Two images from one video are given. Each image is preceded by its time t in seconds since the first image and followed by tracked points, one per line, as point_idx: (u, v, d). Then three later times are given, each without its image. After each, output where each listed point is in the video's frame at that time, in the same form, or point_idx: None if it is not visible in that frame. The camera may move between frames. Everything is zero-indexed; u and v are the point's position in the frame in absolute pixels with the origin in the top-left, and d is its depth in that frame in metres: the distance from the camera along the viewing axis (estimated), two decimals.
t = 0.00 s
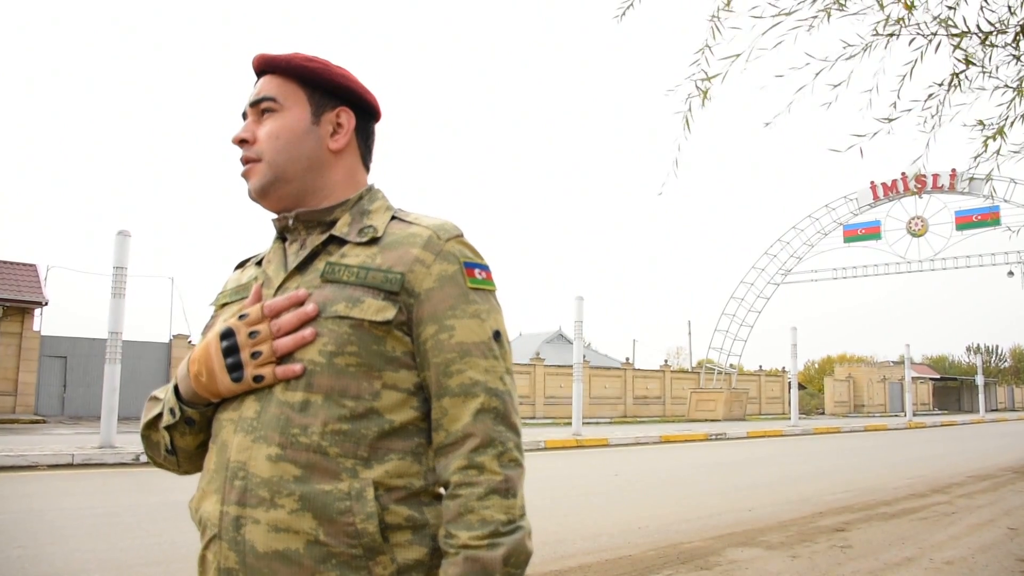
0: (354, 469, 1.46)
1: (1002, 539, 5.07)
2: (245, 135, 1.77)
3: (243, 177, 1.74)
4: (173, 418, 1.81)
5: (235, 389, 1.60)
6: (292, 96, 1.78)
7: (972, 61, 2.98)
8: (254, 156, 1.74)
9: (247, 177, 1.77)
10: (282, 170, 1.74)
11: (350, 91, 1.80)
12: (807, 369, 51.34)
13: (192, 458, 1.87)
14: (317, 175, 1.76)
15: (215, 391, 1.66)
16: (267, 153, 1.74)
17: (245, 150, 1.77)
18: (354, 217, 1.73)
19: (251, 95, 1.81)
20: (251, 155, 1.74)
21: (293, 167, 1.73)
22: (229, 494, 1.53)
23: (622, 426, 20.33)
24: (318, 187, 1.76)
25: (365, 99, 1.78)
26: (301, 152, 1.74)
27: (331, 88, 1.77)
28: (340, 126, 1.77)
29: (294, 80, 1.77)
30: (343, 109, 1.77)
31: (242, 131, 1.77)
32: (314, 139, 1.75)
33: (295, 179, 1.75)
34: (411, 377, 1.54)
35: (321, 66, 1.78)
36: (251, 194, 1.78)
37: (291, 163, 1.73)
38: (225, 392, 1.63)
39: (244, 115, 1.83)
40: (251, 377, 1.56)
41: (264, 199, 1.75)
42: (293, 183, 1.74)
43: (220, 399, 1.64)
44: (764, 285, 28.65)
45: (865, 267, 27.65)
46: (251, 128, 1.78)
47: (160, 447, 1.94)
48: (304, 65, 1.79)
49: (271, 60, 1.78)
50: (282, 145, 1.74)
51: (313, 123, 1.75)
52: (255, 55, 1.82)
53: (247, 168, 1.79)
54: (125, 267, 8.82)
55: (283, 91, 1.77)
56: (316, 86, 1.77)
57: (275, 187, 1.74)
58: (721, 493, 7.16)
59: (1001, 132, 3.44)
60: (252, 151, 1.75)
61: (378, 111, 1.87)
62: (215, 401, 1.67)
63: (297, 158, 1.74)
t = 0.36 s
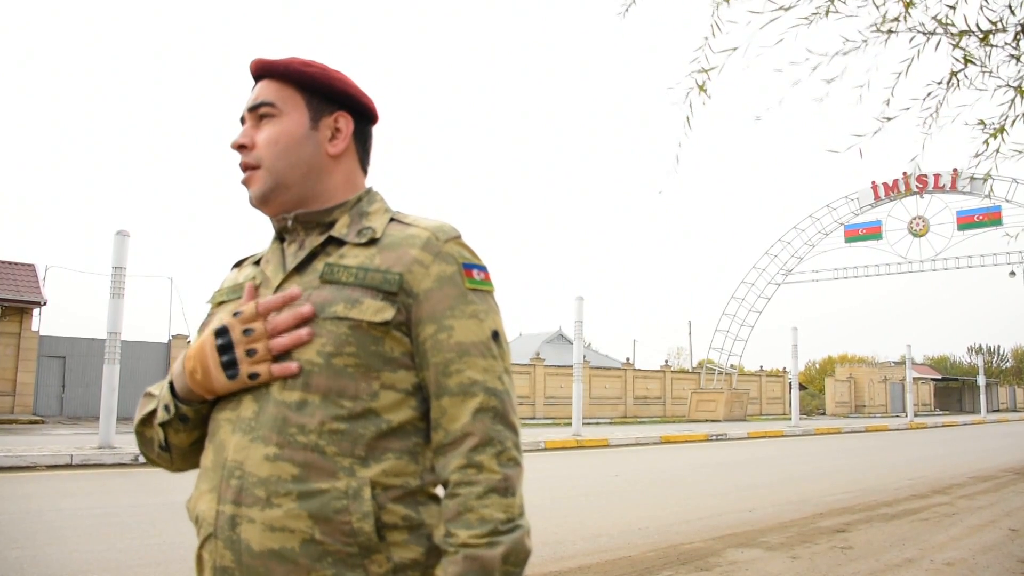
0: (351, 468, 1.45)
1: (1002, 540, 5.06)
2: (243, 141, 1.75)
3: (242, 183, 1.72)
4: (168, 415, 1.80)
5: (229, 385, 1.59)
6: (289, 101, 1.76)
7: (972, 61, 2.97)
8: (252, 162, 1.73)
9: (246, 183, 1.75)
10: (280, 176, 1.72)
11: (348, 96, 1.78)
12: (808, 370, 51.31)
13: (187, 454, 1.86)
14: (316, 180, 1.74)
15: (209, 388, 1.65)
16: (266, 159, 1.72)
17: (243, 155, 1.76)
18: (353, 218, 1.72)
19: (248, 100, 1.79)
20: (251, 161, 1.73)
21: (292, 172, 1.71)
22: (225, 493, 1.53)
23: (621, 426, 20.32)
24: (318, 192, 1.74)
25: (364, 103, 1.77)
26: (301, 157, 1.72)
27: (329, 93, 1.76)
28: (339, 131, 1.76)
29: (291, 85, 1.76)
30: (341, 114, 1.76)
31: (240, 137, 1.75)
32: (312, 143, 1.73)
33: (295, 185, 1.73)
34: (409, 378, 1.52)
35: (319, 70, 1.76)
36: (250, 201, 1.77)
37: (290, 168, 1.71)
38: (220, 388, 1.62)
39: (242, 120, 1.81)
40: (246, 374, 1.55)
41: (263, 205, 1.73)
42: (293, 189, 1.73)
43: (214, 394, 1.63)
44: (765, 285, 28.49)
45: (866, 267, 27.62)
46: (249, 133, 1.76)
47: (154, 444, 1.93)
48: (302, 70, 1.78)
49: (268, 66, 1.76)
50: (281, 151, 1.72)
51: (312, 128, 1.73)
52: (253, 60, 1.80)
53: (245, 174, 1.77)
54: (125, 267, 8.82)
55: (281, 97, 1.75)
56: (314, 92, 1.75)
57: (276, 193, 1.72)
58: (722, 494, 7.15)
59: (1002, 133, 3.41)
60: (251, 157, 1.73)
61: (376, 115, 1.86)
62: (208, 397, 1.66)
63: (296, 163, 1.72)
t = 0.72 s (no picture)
0: (345, 463, 1.46)
1: (1000, 538, 5.07)
2: (240, 143, 1.76)
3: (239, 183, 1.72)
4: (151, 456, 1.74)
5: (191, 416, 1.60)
6: (285, 102, 1.76)
7: (969, 60, 2.97)
8: (249, 164, 1.73)
9: (243, 185, 1.75)
10: (277, 176, 1.72)
11: (344, 96, 1.77)
12: (806, 369, 51.38)
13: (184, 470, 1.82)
14: (312, 180, 1.74)
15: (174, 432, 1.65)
16: (262, 161, 1.73)
17: (240, 157, 1.76)
18: (350, 215, 1.72)
19: (244, 102, 1.79)
20: (248, 163, 1.73)
21: (288, 173, 1.71)
22: (221, 487, 1.54)
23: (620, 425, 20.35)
24: (313, 191, 1.74)
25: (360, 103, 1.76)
26: (297, 158, 1.72)
27: (325, 94, 1.75)
28: (334, 130, 1.75)
29: (286, 86, 1.75)
30: (336, 114, 1.75)
31: (237, 138, 1.75)
32: (308, 145, 1.73)
33: (291, 184, 1.73)
34: (404, 372, 1.52)
35: (314, 71, 1.76)
36: (248, 201, 1.77)
37: (286, 169, 1.71)
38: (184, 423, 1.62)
39: (238, 122, 1.81)
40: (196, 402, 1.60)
41: (260, 205, 1.74)
42: (290, 189, 1.73)
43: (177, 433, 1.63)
44: (764, 285, 28.51)
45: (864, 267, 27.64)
46: (246, 134, 1.76)
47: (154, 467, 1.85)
48: (297, 71, 1.77)
49: (263, 67, 1.75)
50: (278, 151, 1.72)
51: (307, 129, 1.73)
52: (248, 61, 1.80)
53: (242, 175, 1.77)
54: (127, 266, 8.82)
55: (276, 98, 1.75)
56: (310, 92, 1.75)
57: (273, 193, 1.73)
58: (721, 492, 7.16)
59: (997, 133, 3.42)
60: (248, 159, 1.74)
61: (373, 113, 1.84)
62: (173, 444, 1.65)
63: (292, 164, 1.71)
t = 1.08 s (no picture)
0: (340, 459, 1.45)
1: (1001, 538, 5.07)
2: (233, 139, 1.76)
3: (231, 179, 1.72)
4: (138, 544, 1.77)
5: None
6: (277, 98, 1.75)
7: (973, 58, 2.97)
8: (241, 160, 1.73)
9: (236, 180, 1.75)
10: (269, 172, 1.72)
11: (337, 92, 1.76)
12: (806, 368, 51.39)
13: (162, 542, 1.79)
14: (304, 176, 1.73)
15: None
16: (255, 157, 1.72)
17: (233, 154, 1.76)
18: (343, 212, 1.71)
19: (237, 99, 1.79)
20: (240, 159, 1.73)
21: (280, 169, 1.71)
22: (217, 484, 1.53)
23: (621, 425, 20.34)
24: (306, 186, 1.73)
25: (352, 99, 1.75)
26: (289, 153, 1.71)
27: (317, 88, 1.74)
28: (326, 126, 1.74)
29: (278, 82, 1.74)
30: (329, 109, 1.74)
31: (230, 136, 1.76)
32: (300, 141, 1.72)
33: (282, 180, 1.73)
34: (399, 368, 1.51)
35: (306, 67, 1.75)
36: (242, 198, 1.77)
37: (277, 164, 1.71)
38: None
39: (232, 120, 1.81)
40: None
41: (253, 201, 1.73)
42: (282, 185, 1.72)
43: None
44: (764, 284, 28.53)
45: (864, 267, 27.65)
46: (239, 131, 1.76)
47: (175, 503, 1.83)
48: (290, 67, 1.76)
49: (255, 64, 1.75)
50: (269, 148, 1.72)
51: (299, 124, 1.72)
52: (241, 58, 1.80)
53: (235, 172, 1.77)
54: (128, 265, 8.81)
55: (268, 94, 1.74)
56: (302, 88, 1.74)
57: (265, 189, 1.72)
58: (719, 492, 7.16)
59: (999, 132, 3.42)
60: (240, 155, 1.73)
61: (367, 109, 1.83)
62: None
63: (284, 159, 1.71)
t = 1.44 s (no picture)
0: (333, 454, 1.39)
1: (1003, 537, 5.05)
2: (226, 136, 1.73)
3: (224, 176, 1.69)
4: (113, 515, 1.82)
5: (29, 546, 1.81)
6: (269, 94, 1.72)
7: (979, 53, 2.94)
8: (234, 156, 1.70)
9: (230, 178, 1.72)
10: (262, 169, 1.69)
11: (330, 85, 1.72)
12: (806, 368, 51.38)
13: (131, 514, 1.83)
14: (298, 171, 1.69)
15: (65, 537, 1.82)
16: (248, 153, 1.69)
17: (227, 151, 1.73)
18: (336, 207, 1.66)
19: (231, 96, 1.76)
20: (233, 156, 1.70)
21: (273, 164, 1.67)
22: (212, 480, 1.48)
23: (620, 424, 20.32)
24: (299, 182, 1.70)
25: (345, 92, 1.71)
26: (281, 148, 1.68)
27: (308, 83, 1.70)
28: (319, 120, 1.70)
29: (271, 77, 1.71)
30: (321, 103, 1.70)
31: (223, 132, 1.73)
32: (292, 136, 1.68)
33: (275, 176, 1.69)
34: (391, 363, 1.44)
35: (297, 61, 1.71)
36: (237, 195, 1.74)
37: (270, 160, 1.68)
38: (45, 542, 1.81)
39: (226, 117, 1.78)
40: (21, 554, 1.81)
41: (247, 198, 1.70)
42: (275, 181, 1.69)
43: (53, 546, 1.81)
44: (765, 284, 28.53)
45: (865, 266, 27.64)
46: (232, 128, 1.73)
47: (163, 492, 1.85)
48: (282, 62, 1.73)
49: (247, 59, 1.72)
50: (261, 144, 1.69)
51: (290, 119, 1.68)
52: (234, 55, 1.77)
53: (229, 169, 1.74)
54: (127, 265, 8.80)
55: (260, 90, 1.71)
56: (293, 83, 1.70)
57: (259, 185, 1.69)
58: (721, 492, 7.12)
59: (1003, 127, 3.39)
60: (233, 151, 1.71)
61: (361, 103, 1.79)
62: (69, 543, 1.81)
63: (277, 154, 1.68)
